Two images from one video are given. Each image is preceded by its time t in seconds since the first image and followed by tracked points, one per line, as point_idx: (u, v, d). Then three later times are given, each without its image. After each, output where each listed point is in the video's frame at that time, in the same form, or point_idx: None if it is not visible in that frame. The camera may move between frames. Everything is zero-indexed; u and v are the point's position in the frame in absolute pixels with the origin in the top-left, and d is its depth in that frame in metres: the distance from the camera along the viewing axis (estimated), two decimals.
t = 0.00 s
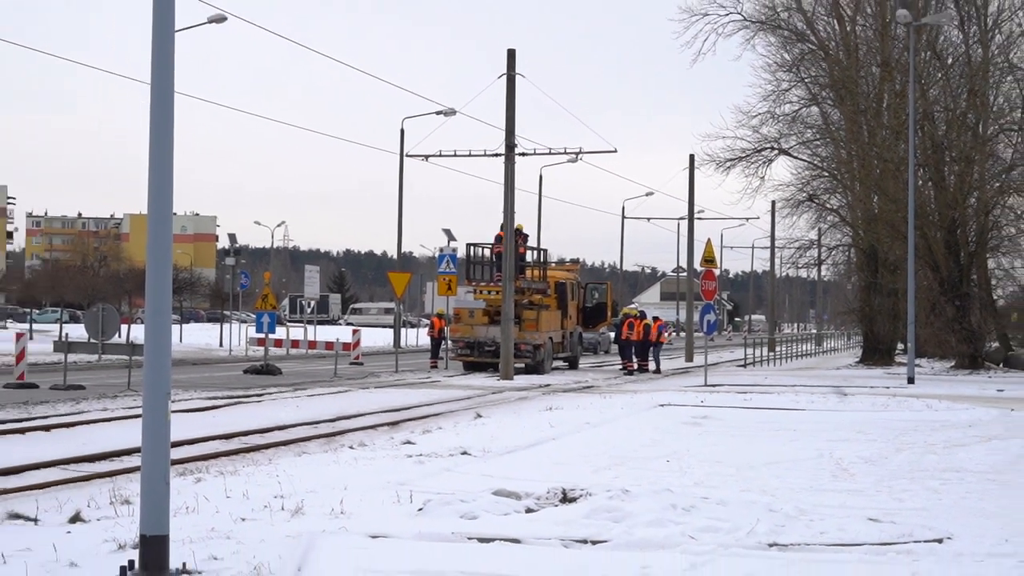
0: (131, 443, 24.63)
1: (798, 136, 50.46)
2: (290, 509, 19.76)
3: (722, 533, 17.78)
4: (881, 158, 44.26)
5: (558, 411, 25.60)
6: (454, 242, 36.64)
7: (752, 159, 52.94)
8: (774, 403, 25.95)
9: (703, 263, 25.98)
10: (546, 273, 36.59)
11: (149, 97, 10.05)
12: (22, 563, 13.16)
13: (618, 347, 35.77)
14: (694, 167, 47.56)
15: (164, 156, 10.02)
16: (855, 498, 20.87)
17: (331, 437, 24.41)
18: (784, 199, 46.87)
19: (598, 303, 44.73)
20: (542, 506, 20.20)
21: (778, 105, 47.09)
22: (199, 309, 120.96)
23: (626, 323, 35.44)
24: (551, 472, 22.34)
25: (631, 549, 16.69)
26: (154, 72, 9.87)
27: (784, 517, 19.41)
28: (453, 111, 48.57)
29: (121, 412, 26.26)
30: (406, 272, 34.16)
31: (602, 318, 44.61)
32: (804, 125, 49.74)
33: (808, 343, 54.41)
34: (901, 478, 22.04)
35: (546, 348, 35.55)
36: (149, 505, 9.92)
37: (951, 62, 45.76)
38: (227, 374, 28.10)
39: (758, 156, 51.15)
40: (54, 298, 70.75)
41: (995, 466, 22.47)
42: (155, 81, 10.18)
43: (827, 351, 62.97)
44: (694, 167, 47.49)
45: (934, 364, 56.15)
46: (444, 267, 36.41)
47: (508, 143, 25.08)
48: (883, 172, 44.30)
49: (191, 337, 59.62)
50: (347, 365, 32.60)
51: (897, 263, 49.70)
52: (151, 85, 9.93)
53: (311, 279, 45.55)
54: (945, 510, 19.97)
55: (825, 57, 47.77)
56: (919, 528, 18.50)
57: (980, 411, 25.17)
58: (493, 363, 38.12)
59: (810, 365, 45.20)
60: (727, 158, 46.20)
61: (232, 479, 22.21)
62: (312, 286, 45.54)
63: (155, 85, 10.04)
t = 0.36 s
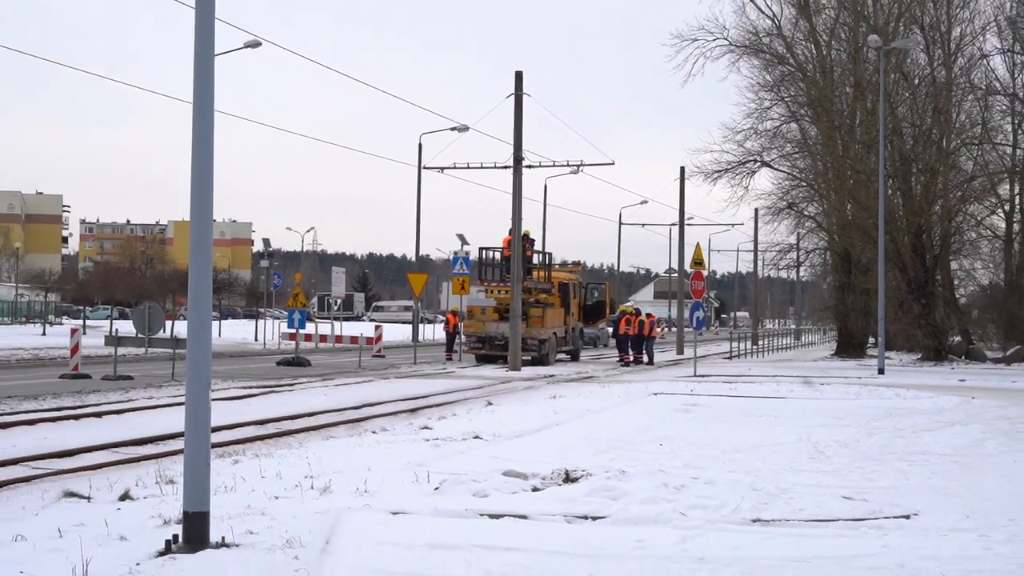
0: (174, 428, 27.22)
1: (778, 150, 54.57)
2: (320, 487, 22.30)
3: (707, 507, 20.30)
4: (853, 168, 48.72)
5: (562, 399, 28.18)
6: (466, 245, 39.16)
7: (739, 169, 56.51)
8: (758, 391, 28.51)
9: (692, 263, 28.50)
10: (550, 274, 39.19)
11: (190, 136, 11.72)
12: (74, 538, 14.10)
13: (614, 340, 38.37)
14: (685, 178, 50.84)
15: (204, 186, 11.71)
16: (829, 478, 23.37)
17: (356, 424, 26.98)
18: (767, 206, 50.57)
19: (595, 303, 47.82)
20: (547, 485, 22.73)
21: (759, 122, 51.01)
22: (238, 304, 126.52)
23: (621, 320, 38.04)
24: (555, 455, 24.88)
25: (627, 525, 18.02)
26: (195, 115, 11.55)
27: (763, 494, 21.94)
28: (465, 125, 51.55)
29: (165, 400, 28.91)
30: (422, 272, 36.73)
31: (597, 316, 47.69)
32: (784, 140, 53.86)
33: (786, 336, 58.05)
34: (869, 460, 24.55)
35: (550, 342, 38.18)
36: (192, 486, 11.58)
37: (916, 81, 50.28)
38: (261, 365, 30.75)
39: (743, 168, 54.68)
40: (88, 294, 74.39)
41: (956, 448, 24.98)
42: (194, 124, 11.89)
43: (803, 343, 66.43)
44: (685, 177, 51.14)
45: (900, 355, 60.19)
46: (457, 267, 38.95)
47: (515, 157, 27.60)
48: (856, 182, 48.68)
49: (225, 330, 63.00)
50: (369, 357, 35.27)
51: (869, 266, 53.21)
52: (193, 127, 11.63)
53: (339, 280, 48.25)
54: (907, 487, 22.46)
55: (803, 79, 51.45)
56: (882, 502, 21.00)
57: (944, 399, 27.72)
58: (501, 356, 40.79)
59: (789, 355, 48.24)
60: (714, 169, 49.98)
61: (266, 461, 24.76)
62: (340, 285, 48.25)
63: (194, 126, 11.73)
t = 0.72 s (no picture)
0: (211, 415, 29.89)
1: (762, 161, 57.36)
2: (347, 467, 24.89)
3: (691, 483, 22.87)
4: (830, 179, 52.00)
5: (564, 389, 30.81)
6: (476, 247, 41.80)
7: (724, 179, 59.74)
8: (744, 382, 31.15)
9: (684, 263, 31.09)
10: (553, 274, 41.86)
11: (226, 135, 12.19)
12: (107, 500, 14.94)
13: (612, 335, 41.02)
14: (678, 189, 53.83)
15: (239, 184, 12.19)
16: (806, 460, 25.91)
17: (377, 412, 29.61)
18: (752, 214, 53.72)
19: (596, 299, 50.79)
20: (551, 467, 25.28)
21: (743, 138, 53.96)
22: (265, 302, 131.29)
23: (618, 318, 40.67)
24: (558, 440, 27.44)
25: (622, 505, 17.17)
26: (233, 113, 11.96)
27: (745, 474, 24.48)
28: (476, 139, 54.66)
29: (201, 389, 31.63)
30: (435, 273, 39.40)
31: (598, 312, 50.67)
32: (767, 153, 56.75)
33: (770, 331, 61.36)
34: (843, 444, 27.09)
35: (554, 338, 40.86)
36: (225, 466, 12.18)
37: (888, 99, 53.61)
38: (289, 358, 33.52)
39: (729, 177, 57.81)
40: (121, 293, 78.37)
41: (921, 433, 27.55)
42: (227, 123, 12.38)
43: (784, 338, 69.71)
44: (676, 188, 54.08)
45: (874, 350, 63.75)
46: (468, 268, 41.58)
47: (521, 168, 30.23)
48: (833, 191, 51.90)
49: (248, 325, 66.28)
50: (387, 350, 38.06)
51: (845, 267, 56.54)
52: (229, 128, 12.09)
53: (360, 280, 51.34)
54: (874, 467, 25.01)
55: (783, 97, 54.28)
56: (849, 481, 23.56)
57: (912, 389, 30.33)
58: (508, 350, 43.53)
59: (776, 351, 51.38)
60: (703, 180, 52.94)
61: (296, 444, 27.35)
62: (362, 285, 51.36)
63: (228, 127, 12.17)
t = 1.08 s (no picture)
0: (219, 415, 29.92)
1: (770, 161, 57.28)
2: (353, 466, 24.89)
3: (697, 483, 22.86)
4: (838, 178, 51.85)
5: (571, 389, 30.81)
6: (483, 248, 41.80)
7: (731, 179, 59.72)
8: (751, 382, 31.13)
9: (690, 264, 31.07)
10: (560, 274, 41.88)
11: (232, 135, 12.22)
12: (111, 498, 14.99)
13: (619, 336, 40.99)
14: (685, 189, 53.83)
15: (245, 184, 12.20)
16: (812, 460, 25.88)
17: (385, 411, 29.64)
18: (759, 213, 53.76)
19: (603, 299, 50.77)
20: (558, 467, 25.28)
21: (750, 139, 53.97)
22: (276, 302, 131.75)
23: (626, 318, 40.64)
24: (565, 440, 27.44)
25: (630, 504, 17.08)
26: (239, 110, 11.98)
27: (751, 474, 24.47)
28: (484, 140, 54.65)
29: (209, 389, 31.68)
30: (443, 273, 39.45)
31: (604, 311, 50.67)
32: (774, 153, 56.72)
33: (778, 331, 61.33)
34: (849, 444, 27.06)
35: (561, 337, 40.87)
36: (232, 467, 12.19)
37: (895, 99, 53.57)
38: (297, 358, 33.59)
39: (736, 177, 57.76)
40: (131, 293, 78.59)
41: (927, 432, 27.52)
42: (232, 123, 12.42)
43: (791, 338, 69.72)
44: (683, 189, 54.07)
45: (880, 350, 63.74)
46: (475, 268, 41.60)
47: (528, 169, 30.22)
48: (840, 191, 51.86)
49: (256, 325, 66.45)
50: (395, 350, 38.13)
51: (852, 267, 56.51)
52: (235, 127, 12.10)
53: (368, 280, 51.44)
54: (880, 467, 24.98)
55: (791, 97, 54.38)
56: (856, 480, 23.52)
57: (919, 388, 30.28)
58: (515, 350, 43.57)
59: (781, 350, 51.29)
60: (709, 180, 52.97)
61: (303, 444, 27.37)
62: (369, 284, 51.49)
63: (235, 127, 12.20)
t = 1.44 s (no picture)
0: (226, 414, 29.93)
1: (778, 160, 57.14)
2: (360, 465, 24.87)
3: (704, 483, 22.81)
4: (846, 177, 51.67)
5: (579, 388, 30.78)
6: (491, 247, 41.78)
7: (738, 178, 59.64)
8: (758, 381, 31.09)
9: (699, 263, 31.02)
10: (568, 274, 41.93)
11: (240, 132, 12.21)
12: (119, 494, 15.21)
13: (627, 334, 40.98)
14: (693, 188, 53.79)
15: (252, 182, 12.18)
16: (818, 460, 25.83)
17: (392, 411, 29.63)
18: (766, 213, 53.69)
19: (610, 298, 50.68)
20: (565, 466, 25.23)
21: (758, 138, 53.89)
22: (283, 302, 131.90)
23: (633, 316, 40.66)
24: (572, 439, 27.41)
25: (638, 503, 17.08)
26: (246, 110, 11.95)
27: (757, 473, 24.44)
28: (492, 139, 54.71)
29: (217, 389, 31.70)
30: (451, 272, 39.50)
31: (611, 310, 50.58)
32: (782, 152, 56.63)
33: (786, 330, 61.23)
34: (856, 443, 27.00)
35: (568, 337, 40.89)
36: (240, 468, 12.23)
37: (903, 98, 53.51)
38: (304, 358, 33.61)
39: (744, 177, 57.71)
40: (139, 293, 78.72)
41: (935, 432, 27.46)
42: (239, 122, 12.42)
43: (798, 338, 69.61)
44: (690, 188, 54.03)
45: (888, 349, 63.69)
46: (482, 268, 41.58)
47: (536, 167, 30.19)
48: (848, 190, 51.77)
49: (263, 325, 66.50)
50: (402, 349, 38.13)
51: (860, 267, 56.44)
52: (241, 127, 12.08)
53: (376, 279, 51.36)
54: (887, 466, 24.93)
55: (799, 96, 54.26)
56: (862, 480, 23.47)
57: (928, 388, 30.21)
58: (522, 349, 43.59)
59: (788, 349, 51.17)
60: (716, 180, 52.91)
61: (311, 442, 27.36)
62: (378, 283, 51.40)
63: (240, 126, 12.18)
